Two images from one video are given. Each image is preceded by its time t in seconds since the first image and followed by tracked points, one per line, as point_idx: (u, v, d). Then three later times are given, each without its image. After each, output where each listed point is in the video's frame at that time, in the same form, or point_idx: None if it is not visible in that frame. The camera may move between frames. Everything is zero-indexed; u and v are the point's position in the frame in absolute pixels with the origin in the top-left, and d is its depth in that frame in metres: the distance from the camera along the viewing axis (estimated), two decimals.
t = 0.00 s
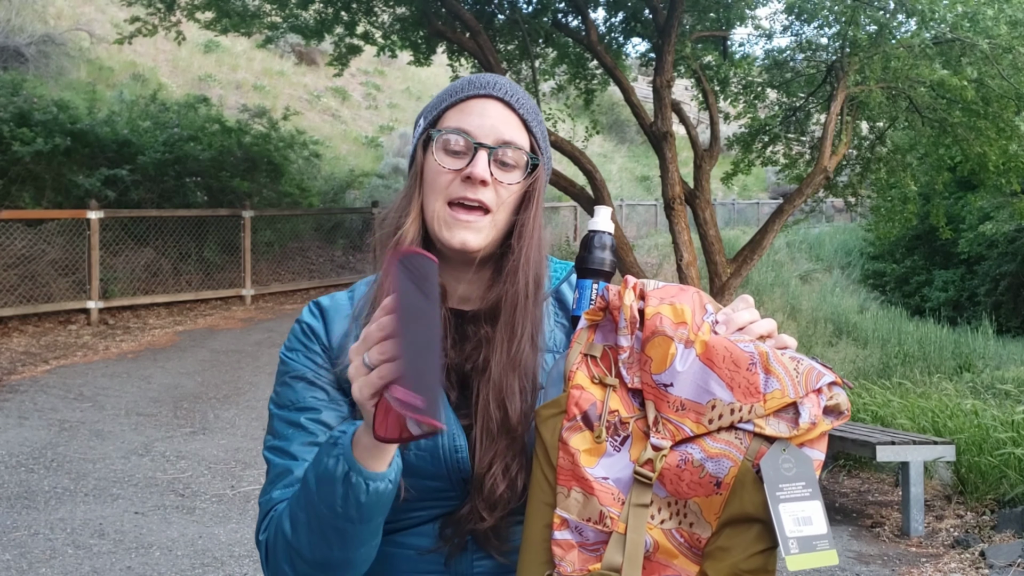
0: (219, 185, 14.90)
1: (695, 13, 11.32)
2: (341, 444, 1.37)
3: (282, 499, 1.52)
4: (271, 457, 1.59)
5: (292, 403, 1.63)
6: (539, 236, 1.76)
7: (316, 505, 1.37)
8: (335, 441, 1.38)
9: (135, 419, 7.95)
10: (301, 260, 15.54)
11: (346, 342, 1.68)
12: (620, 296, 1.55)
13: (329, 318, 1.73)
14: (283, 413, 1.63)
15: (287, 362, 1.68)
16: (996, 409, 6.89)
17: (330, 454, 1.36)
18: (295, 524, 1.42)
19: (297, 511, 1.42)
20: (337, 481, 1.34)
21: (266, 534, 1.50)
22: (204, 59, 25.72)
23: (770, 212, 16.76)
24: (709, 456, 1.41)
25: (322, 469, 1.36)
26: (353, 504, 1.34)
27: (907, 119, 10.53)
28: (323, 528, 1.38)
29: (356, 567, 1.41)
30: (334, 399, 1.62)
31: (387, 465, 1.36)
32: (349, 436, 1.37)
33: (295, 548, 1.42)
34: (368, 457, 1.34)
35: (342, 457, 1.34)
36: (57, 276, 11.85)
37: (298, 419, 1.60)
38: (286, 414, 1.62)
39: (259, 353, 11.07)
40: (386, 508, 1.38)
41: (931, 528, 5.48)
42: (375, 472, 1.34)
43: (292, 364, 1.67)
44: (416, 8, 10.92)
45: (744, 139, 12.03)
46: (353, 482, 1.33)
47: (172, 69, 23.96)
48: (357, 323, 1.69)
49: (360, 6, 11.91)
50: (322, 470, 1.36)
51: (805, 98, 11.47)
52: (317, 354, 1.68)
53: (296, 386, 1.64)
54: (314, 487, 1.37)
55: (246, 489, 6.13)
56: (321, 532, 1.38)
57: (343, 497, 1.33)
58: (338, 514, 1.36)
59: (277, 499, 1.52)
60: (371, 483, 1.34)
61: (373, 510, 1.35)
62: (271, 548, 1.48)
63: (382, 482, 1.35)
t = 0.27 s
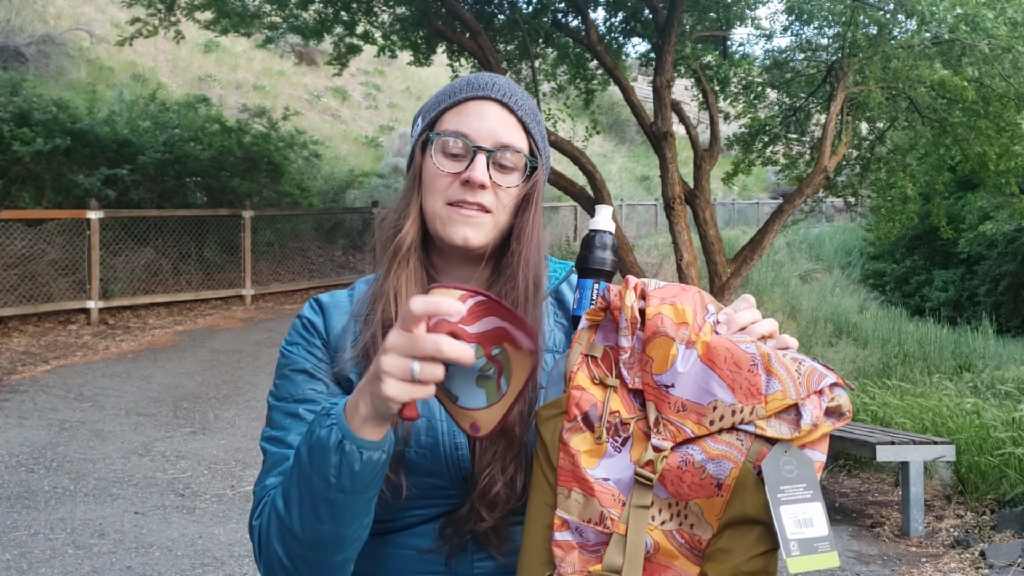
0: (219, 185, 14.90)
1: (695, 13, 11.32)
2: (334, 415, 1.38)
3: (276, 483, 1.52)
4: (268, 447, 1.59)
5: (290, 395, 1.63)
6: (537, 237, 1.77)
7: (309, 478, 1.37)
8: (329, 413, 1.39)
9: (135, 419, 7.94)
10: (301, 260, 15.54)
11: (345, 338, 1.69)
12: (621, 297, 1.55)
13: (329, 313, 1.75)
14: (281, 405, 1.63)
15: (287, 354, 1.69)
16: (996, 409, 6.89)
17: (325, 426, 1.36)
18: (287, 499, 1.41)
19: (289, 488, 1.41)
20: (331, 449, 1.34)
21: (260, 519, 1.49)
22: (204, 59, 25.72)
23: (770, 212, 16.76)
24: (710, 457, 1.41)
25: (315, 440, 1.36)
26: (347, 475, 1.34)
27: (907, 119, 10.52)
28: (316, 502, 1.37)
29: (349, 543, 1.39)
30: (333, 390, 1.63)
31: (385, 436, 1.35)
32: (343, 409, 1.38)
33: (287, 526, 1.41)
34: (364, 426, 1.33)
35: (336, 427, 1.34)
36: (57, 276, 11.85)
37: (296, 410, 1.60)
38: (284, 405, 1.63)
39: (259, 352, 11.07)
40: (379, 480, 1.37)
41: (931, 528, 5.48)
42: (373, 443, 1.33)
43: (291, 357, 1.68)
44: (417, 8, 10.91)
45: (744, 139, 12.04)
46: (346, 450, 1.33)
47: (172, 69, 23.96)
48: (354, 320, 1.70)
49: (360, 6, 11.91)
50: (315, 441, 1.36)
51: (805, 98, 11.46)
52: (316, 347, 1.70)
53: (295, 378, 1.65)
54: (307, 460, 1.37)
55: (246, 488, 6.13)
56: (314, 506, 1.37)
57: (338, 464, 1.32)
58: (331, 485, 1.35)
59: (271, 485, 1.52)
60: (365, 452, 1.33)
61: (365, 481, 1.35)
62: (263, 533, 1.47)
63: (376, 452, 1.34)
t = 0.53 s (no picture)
0: (219, 185, 14.90)
1: (695, 13, 11.32)
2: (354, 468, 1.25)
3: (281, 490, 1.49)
4: (270, 452, 1.58)
5: (290, 399, 1.63)
6: (539, 241, 1.79)
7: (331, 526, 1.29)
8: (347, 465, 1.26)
9: (135, 419, 7.95)
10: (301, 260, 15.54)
11: (345, 342, 1.70)
12: (620, 297, 1.55)
13: (327, 316, 1.74)
14: (282, 409, 1.63)
15: (285, 358, 1.68)
16: (996, 409, 6.89)
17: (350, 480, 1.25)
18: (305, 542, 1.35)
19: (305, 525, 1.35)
20: (358, 506, 1.25)
21: (267, 531, 1.47)
22: (204, 59, 25.72)
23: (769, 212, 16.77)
24: (710, 456, 1.41)
25: (339, 492, 1.26)
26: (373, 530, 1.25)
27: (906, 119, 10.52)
28: (337, 547, 1.31)
29: None
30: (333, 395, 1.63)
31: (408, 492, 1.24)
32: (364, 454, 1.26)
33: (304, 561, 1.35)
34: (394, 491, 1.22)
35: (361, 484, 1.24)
36: (57, 276, 11.85)
37: (298, 414, 1.60)
38: (285, 410, 1.62)
39: (259, 353, 11.07)
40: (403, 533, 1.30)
41: (931, 528, 5.49)
42: (399, 501, 1.23)
43: (290, 360, 1.67)
44: (417, 8, 10.91)
45: (744, 139, 12.05)
46: (374, 510, 1.24)
47: (172, 69, 23.97)
48: (353, 323, 1.72)
49: (360, 6, 11.91)
50: (338, 494, 1.27)
51: (806, 98, 11.47)
52: (315, 350, 1.69)
53: (296, 382, 1.64)
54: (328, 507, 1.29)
55: (246, 488, 6.13)
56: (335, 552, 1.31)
57: (366, 528, 1.23)
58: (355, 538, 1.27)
59: (279, 492, 1.49)
60: (393, 511, 1.24)
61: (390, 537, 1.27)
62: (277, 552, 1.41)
63: (403, 510, 1.25)
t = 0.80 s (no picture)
0: (219, 185, 14.90)
1: (695, 13, 11.31)
2: (349, 479, 1.30)
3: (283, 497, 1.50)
4: (270, 457, 1.58)
5: (289, 403, 1.63)
6: (539, 242, 1.79)
7: (331, 541, 1.33)
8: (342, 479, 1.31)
9: (135, 419, 7.94)
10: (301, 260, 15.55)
11: (344, 346, 1.70)
12: (618, 296, 1.55)
13: (325, 318, 1.74)
14: (281, 413, 1.63)
15: (283, 361, 1.68)
16: (996, 409, 6.89)
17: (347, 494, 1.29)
18: (304, 552, 1.38)
19: (303, 536, 1.38)
20: (356, 519, 1.29)
21: (269, 540, 1.48)
22: (204, 59, 25.73)
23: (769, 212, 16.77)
24: (709, 455, 1.41)
25: (336, 506, 1.30)
26: (373, 539, 1.29)
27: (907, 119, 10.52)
28: (338, 560, 1.34)
29: None
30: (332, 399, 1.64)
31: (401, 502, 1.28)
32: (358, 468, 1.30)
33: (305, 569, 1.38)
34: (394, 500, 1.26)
35: (358, 496, 1.28)
36: (57, 276, 11.85)
37: (296, 419, 1.60)
38: (284, 414, 1.62)
39: (259, 353, 11.07)
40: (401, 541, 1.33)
41: (931, 527, 5.48)
42: (397, 508, 1.27)
43: (288, 363, 1.67)
44: (417, 8, 10.91)
45: (744, 139, 12.05)
46: (372, 520, 1.28)
47: (172, 69, 23.97)
48: (352, 326, 1.72)
49: (360, 6, 11.91)
50: (336, 508, 1.30)
51: (806, 97, 11.46)
52: (314, 353, 1.69)
53: (294, 385, 1.64)
54: (326, 520, 1.33)
55: (246, 488, 6.13)
56: (334, 561, 1.35)
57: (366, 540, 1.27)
58: (355, 547, 1.31)
59: (280, 499, 1.50)
60: (392, 519, 1.28)
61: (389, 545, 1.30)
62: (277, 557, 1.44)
63: (401, 518, 1.29)
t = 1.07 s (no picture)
0: (219, 185, 14.90)
1: (694, 13, 11.29)
2: (349, 497, 1.31)
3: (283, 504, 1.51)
4: (270, 461, 1.57)
5: (289, 405, 1.63)
6: (536, 244, 1.79)
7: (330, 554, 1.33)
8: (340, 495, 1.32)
9: (135, 419, 7.94)
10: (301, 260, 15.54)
11: (344, 346, 1.70)
12: (618, 299, 1.55)
13: (325, 319, 1.74)
14: (282, 415, 1.63)
15: (283, 362, 1.68)
16: (996, 409, 6.89)
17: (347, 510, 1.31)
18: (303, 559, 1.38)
19: (303, 543, 1.38)
20: (356, 533, 1.30)
21: (270, 548, 1.48)
22: (205, 59, 25.74)
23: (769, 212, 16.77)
24: (709, 457, 1.41)
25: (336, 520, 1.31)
26: (373, 552, 1.30)
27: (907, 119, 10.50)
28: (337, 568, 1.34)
29: None
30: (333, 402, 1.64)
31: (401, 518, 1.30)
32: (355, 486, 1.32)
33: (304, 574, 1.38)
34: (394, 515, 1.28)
35: (357, 511, 1.29)
36: (57, 276, 11.85)
37: (297, 421, 1.60)
38: (285, 417, 1.62)
39: (259, 353, 11.07)
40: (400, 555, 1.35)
41: (930, 528, 5.48)
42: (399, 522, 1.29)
43: (288, 364, 1.67)
44: (417, 8, 10.91)
45: (744, 139, 12.04)
46: (372, 533, 1.29)
47: (172, 69, 23.97)
48: (352, 327, 1.72)
49: (360, 7, 11.91)
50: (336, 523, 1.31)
51: (806, 97, 11.46)
52: (314, 354, 1.69)
53: (294, 387, 1.64)
54: (326, 534, 1.33)
55: (246, 488, 6.13)
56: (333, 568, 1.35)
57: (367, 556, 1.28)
58: (356, 559, 1.31)
59: (282, 504, 1.51)
60: (391, 531, 1.29)
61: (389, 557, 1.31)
62: (278, 558, 1.44)
63: (400, 531, 1.30)
